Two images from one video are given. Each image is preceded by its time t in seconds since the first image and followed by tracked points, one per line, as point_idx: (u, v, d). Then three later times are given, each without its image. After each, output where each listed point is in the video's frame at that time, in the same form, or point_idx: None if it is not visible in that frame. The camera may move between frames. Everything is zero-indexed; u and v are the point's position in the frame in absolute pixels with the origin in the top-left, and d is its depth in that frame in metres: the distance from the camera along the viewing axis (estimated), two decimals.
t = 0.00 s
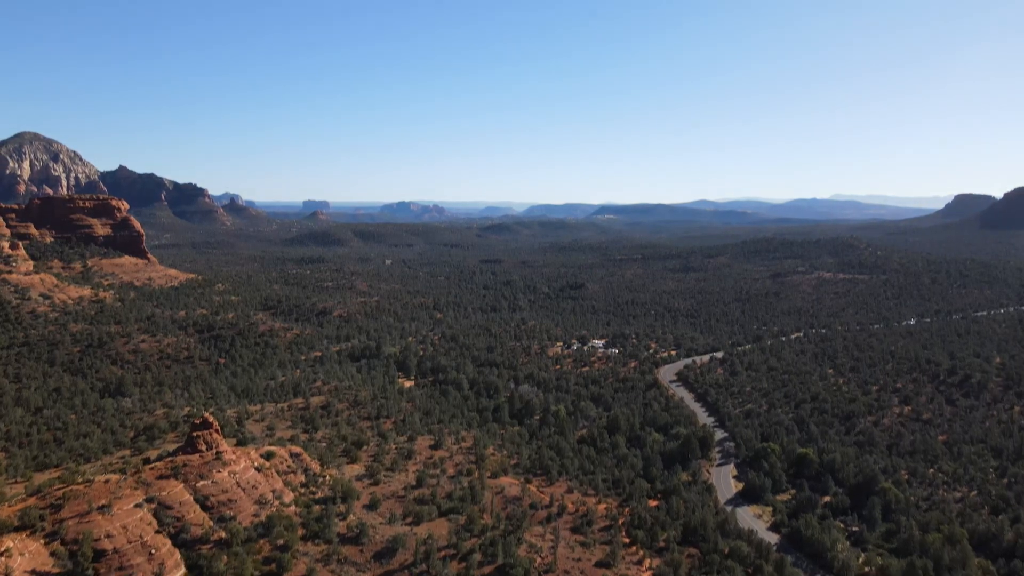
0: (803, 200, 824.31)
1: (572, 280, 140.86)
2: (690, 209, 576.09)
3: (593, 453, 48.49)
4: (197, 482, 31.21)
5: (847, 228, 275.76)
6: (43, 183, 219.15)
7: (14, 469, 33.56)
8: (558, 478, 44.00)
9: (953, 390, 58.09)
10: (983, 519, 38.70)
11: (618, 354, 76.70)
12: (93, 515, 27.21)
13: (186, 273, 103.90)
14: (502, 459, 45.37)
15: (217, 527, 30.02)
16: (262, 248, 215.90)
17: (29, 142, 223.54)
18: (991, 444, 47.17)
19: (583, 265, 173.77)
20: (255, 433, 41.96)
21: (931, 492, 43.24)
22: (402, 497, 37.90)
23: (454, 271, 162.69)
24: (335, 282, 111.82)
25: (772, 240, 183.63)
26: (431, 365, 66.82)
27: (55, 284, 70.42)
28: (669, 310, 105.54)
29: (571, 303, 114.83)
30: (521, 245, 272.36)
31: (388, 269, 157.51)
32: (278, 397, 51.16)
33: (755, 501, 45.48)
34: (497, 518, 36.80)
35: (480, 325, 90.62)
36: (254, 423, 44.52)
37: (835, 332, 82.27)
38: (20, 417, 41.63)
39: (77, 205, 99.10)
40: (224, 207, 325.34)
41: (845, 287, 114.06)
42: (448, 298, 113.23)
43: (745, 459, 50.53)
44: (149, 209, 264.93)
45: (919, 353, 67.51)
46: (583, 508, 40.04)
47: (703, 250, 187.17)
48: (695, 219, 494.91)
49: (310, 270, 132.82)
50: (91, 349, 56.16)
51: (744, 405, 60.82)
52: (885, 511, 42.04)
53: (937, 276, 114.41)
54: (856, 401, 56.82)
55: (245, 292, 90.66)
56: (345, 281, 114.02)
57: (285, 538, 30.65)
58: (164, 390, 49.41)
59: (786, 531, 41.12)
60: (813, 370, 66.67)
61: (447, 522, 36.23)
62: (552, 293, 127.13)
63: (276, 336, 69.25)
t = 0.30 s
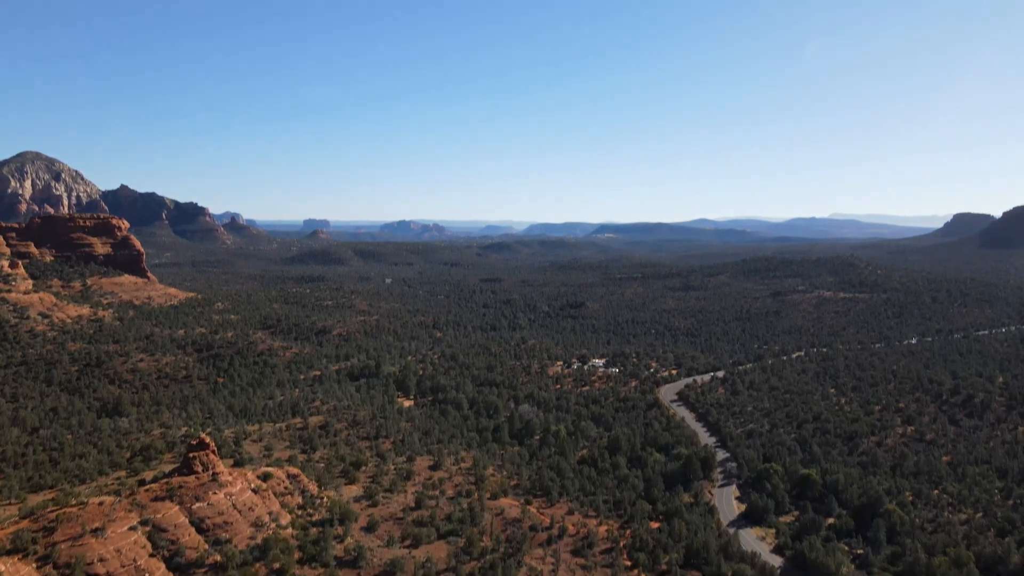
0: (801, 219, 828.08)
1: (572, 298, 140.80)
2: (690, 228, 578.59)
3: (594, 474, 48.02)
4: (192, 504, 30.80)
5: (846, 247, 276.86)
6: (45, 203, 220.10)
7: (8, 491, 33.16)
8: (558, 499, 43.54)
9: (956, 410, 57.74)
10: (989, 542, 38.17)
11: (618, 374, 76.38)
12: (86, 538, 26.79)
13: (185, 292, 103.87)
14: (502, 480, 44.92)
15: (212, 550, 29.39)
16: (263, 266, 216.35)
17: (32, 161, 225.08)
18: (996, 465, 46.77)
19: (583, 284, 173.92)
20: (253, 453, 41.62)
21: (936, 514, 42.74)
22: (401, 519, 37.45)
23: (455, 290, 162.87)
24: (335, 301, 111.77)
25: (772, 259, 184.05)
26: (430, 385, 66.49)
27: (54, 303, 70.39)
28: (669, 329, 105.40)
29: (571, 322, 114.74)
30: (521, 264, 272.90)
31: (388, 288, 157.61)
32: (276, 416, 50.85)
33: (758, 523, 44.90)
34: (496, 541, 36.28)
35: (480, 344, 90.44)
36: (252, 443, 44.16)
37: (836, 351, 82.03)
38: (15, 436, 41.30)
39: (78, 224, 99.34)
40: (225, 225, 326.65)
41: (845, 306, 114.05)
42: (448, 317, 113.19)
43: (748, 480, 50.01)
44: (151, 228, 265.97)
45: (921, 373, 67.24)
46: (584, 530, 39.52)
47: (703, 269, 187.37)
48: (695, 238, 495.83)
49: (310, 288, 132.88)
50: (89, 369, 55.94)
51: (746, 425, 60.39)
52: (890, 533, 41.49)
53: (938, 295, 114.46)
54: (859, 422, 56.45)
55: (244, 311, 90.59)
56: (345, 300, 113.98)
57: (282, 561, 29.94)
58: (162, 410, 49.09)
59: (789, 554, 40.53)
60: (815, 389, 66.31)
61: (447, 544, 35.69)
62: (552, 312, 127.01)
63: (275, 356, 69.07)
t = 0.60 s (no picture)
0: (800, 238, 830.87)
1: (572, 318, 140.62)
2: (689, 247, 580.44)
3: (595, 496, 47.52)
4: (187, 527, 30.34)
5: (845, 266, 277.64)
6: (46, 222, 220.69)
7: (2, 513, 32.76)
8: (559, 521, 43.04)
9: (959, 431, 57.30)
10: (996, 564, 37.61)
11: (619, 394, 75.98)
12: (78, 562, 26.39)
13: (184, 312, 103.71)
14: (501, 501, 44.45)
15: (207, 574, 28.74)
16: (263, 286, 216.49)
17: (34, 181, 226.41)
18: (1001, 487, 46.30)
19: (583, 303, 173.88)
20: (250, 475, 41.24)
21: (942, 536, 42.18)
22: (399, 542, 36.94)
23: (455, 309, 162.86)
24: (335, 320, 111.64)
25: (772, 278, 184.31)
26: (430, 405, 66.07)
27: (52, 322, 70.25)
28: (669, 349, 105.12)
29: (572, 341, 114.48)
30: (521, 283, 273.20)
31: (388, 307, 157.55)
32: (274, 437, 50.47)
33: (761, 546, 44.27)
34: (496, 564, 35.74)
35: (480, 363, 90.11)
36: (249, 465, 43.72)
37: (838, 370, 81.68)
38: (10, 458, 40.93)
39: (78, 243, 99.45)
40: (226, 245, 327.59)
41: (846, 325, 113.94)
42: (447, 336, 112.95)
43: (750, 502, 49.48)
44: (151, 247, 266.65)
45: (923, 393, 66.88)
46: (584, 552, 38.97)
47: (703, 288, 187.44)
48: (694, 257, 496.45)
49: (310, 308, 132.83)
50: (87, 389, 55.65)
51: (748, 446, 59.93)
52: (895, 556, 40.90)
53: (938, 314, 114.43)
54: (861, 442, 56.03)
55: (244, 330, 90.43)
56: (345, 319, 113.81)
57: None
58: (159, 431, 48.74)
59: None
60: (817, 409, 65.89)
61: (445, 567, 35.15)
62: (552, 331, 126.79)
63: (274, 375, 68.76)
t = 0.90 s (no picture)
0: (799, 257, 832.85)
1: (572, 337, 140.36)
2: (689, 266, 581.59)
3: (596, 518, 46.95)
4: (181, 551, 29.74)
5: (845, 285, 278.02)
6: (47, 242, 221.11)
7: None
8: (559, 545, 42.45)
9: (964, 452, 56.77)
10: None
11: (620, 414, 75.49)
12: None
13: (183, 331, 103.46)
14: (501, 524, 43.92)
15: None
16: (263, 306, 216.39)
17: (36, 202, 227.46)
18: (1007, 509, 45.74)
19: (584, 323, 173.76)
20: (247, 497, 40.82)
21: (948, 559, 41.56)
22: (397, 565, 36.38)
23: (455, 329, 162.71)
24: (334, 340, 111.39)
25: (772, 298, 184.34)
26: (429, 426, 65.58)
27: (50, 342, 70.03)
28: (670, 369, 104.72)
29: (572, 361, 114.08)
30: (521, 302, 273.31)
31: (388, 327, 157.41)
32: (272, 458, 50.07)
33: (765, 569, 43.57)
34: None
35: (479, 383, 89.69)
36: (246, 486, 43.29)
37: (840, 391, 81.24)
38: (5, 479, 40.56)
39: (78, 263, 99.65)
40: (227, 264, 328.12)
41: (846, 345, 113.66)
42: (447, 356, 112.62)
43: (753, 525, 48.94)
44: (152, 267, 267.13)
45: (926, 413, 66.42)
46: None
47: (702, 307, 187.30)
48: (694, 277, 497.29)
49: (310, 328, 132.68)
50: (84, 409, 55.32)
51: (750, 467, 59.42)
52: None
53: (939, 334, 114.20)
54: (865, 464, 55.52)
55: (243, 350, 90.17)
56: (345, 339, 113.54)
57: None
58: (156, 452, 48.36)
59: None
60: (819, 430, 65.41)
61: None
62: (552, 351, 126.48)
63: (273, 396, 68.39)
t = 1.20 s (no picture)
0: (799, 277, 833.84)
1: (572, 357, 139.93)
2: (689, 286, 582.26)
3: (597, 541, 46.34)
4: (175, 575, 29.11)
5: (845, 305, 278.09)
6: (47, 262, 221.44)
7: None
8: (560, 568, 41.84)
9: (968, 473, 56.25)
10: None
11: (621, 435, 74.97)
12: None
13: (182, 351, 103.16)
14: (501, 547, 43.34)
15: None
16: (262, 326, 216.06)
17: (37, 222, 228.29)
18: (1013, 532, 45.16)
19: (584, 343, 173.36)
20: (244, 519, 40.33)
21: None
22: None
23: (455, 349, 162.35)
24: (334, 360, 111.00)
25: (772, 317, 184.11)
26: (428, 447, 65.07)
27: (48, 363, 69.78)
28: (670, 389, 104.23)
29: (572, 381, 113.60)
30: (521, 322, 273.03)
31: (387, 347, 157.04)
32: (269, 480, 49.62)
33: None
34: None
35: (479, 404, 89.20)
36: (243, 509, 42.79)
37: (842, 411, 80.78)
38: None
39: (78, 283, 99.74)
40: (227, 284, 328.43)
41: (848, 365, 113.25)
42: (447, 377, 112.13)
43: (756, 548, 48.32)
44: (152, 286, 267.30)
45: (930, 434, 65.95)
46: None
47: (702, 327, 187.13)
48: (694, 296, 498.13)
49: (309, 348, 132.34)
50: (81, 430, 54.95)
51: (752, 489, 58.87)
52: None
53: (941, 354, 113.87)
54: (868, 485, 55.00)
55: (242, 371, 89.79)
56: (344, 359, 113.18)
57: None
58: (152, 473, 47.95)
59: None
60: (822, 451, 64.91)
61: None
62: (552, 371, 125.98)
63: (271, 417, 67.98)
